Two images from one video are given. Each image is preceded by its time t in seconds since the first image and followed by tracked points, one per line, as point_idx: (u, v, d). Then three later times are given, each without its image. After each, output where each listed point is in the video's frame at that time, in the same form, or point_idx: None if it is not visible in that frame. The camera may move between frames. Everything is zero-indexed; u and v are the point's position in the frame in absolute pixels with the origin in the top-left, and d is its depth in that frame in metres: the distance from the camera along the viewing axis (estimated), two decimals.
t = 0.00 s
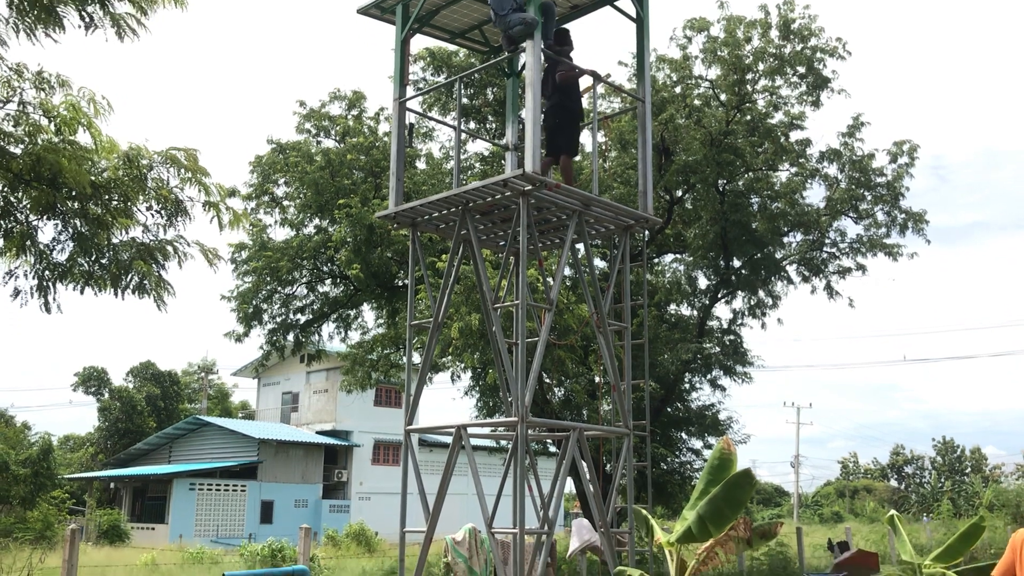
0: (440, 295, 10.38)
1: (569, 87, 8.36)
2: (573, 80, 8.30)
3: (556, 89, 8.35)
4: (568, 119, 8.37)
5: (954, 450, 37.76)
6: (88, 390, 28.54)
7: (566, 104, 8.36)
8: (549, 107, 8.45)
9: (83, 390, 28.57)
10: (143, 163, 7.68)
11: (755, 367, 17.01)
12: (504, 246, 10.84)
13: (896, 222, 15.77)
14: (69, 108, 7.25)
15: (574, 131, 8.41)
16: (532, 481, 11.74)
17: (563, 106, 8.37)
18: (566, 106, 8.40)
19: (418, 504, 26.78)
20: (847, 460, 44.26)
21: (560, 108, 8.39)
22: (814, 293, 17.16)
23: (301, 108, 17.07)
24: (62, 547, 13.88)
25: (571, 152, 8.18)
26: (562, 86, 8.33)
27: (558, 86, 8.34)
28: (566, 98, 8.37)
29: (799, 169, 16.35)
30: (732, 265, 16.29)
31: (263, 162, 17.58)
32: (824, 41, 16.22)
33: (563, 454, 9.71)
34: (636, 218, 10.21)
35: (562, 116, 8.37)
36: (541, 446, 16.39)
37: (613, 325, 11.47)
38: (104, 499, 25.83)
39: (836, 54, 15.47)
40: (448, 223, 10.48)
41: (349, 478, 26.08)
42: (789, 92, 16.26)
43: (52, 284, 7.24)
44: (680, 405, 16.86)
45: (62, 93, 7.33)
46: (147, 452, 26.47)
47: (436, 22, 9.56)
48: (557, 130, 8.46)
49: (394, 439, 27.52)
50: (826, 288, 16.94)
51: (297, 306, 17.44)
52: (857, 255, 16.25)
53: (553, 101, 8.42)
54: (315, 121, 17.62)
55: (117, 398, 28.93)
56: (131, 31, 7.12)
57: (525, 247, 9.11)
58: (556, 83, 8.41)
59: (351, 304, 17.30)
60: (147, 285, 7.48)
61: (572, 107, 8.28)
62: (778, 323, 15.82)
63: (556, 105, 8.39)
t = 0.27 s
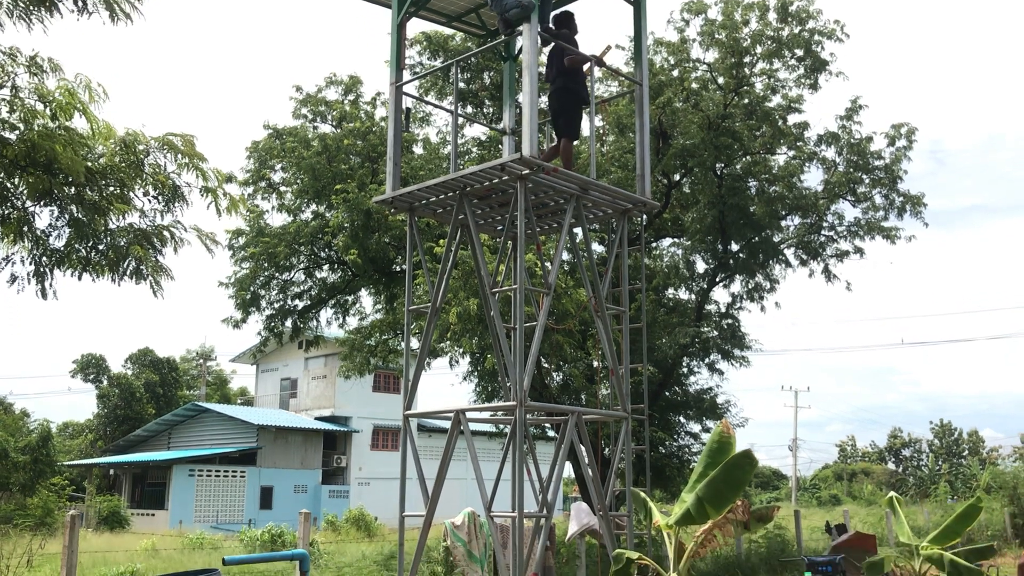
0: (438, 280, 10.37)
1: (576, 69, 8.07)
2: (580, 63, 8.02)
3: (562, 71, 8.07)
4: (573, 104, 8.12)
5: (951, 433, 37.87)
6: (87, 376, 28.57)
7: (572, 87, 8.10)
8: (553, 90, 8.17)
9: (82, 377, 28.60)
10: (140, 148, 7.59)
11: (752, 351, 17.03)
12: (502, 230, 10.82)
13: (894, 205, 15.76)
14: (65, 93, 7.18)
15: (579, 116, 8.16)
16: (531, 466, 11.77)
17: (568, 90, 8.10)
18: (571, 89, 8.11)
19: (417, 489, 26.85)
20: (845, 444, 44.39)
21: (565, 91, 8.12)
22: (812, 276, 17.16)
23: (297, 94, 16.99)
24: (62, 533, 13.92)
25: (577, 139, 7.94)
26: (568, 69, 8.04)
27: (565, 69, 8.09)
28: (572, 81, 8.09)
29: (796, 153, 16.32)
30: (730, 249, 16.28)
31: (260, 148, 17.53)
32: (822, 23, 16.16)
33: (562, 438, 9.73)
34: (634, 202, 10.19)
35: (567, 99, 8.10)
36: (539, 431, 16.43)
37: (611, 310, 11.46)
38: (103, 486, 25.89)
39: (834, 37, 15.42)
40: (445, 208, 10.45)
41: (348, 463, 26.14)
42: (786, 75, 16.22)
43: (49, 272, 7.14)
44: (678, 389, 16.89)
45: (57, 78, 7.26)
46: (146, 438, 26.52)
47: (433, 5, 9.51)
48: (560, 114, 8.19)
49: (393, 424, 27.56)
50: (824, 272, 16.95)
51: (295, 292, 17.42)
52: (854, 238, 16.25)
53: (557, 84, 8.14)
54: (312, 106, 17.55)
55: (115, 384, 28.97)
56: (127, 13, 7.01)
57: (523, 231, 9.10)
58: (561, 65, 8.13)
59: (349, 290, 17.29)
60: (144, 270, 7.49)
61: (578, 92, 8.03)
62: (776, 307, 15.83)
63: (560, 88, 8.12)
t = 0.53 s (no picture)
0: (435, 268, 10.35)
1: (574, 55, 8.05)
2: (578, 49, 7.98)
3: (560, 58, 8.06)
4: (571, 91, 8.08)
5: (948, 419, 37.97)
6: (84, 366, 28.55)
7: (570, 74, 8.08)
8: (553, 77, 8.15)
9: (79, 367, 28.58)
10: (136, 137, 7.55)
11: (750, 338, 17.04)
12: (499, 218, 10.80)
13: (891, 191, 15.75)
14: (60, 81, 7.14)
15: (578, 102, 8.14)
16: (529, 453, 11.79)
17: (566, 77, 8.08)
18: (570, 76, 8.09)
19: (415, 477, 26.90)
20: (842, 430, 44.52)
21: (564, 79, 8.10)
22: (809, 263, 17.16)
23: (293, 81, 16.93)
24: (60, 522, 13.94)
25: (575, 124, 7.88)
26: (567, 55, 8.02)
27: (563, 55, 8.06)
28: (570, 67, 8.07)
29: (794, 140, 16.29)
30: (728, 236, 16.27)
31: (256, 136, 17.48)
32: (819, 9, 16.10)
33: (559, 425, 9.75)
34: (631, 189, 10.17)
35: (565, 87, 8.09)
36: (537, 418, 16.45)
37: (609, 297, 11.46)
38: (102, 475, 25.91)
39: (831, 23, 15.37)
40: (442, 196, 10.42)
41: (346, 452, 26.15)
42: (784, 62, 16.18)
43: (46, 260, 7.11)
44: (676, 377, 16.90)
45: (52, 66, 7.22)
46: (144, 428, 26.53)
47: None
48: (559, 102, 8.19)
49: (391, 413, 27.60)
50: (822, 259, 16.95)
51: (292, 281, 17.40)
52: (852, 224, 16.24)
53: (555, 72, 8.12)
54: (308, 94, 17.49)
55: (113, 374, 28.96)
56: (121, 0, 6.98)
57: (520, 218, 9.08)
58: (560, 52, 8.11)
59: (346, 279, 17.28)
60: (140, 260, 7.41)
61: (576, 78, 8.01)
62: (773, 294, 15.83)
63: (559, 76, 8.10)
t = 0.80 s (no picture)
0: (435, 257, 10.34)
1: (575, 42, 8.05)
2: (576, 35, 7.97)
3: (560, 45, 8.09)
4: (575, 78, 8.06)
5: (947, 408, 38.04)
6: (84, 355, 28.58)
7: (571, 61, 8.03)
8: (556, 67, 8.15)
9: (79, 356, 28.61)
10: (135, 126, 7.54)
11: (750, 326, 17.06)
12: (499, 206, 10.79)
13: (891, 180, 15.74)
14: (59, 69, 7.13)
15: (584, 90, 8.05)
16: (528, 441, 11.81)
17: (568, 65, 8.06)
18: (571, 63, 8.05)
19: (416, 465, 26.96)
20: (841, 420, 44.61)
21: (566, 66, 8.07)
22: (809, 251, 17.16)
23: (292, 70, 16.88)
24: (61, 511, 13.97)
25: (581, 111, 7.86)
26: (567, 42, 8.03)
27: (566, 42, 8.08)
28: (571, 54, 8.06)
29: (794, 128, 16.27)
30: (727, 225, 16.26)
31: (255, 125, 17.45)
32: None
33: (559, 414, 9.77)
34: (631, 177, 10.16)
35: (567, 74, 8.06)
36: (537, 407, 16.48)
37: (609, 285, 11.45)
38: (103, 464, 25.97)
39: (832, 11, 15.33)
40: (442, 184, 10.41)
41: (347, 440, 26.24)
42: (784, 50, 16.14)
43: (46, 249, 7.10)
44: (676, 365, 16.93)
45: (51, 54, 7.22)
46: (145, 417, 26.57)
47: None
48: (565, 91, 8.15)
49: (391, 401, 27.64)
50: (821, 247, 16.95)
51: (292, 270, 17.40)
52: (852, 213, 16.24)
53: (558, 61, 8.13)
54: (306, 83, 17.44)
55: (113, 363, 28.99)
56: None
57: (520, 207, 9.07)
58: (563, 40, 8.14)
59: (346, 268, 17.28)
60: (139, 249, 7.36)
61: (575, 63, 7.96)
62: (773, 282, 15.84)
63: (562, 64, 8.08)
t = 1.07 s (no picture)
0: (437, 242, 10.31)
1: (583, 29, 8.14)
2: (582, 21, 8.06)
3: (568, 32, 8.19)
4: (580, 65, 8.16)
5: (949, 395, 38.08)
6: (86, 342, 28.62)
7: (578, 48, 8.14)
8: (564, 53, 8.26)
9: (81, 342, 28.63)
10: (137, 110, 7.46)
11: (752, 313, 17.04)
12: (501, 192, 10.75)
13: (895, 166, 15.69)
14: (61, 52, 7.07)
15: (588, 75, 8.18)
16: (531, 427, 11.80)
17: (576, 53, 8.16)
18: (577, 50, 8.15)
19: (418, 452, 27.00)
20: (843, 408, 44.68)
21: (573, 53, 8.18)
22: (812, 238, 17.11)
23: (293, 55, 16.82)
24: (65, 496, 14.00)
25: (585, 97, 7.93)
26: (572, 29, 8.13)
27: (573, 29, 8.16)
28: (578, 41, 8.16)
29: (798, 114, 16.20)
30: (730, 211, 16.21)
31: (257, 111, 17.42)
32: None
33: (561, 400, 9.77)
34: (634, 163, 10.12)
35: (574, 62, 8.17)
36: (539, 394, 16.49)
37: (611, 271, 11.43)
38: (105, 450, 26.04)
39: None
40: (444, 170, 10.38)
41: (349, 427, 26.28)
42: (788, 36, 16.06)
43: (48, 235, 7.02)
44: (678, 352, 16.91)
45: (52, 37, 7.16)
46: (147, 403, 26.62)
47: None
48: (572, 78, 8.25)
49: (393, 388, 27.67)
50: (825, 234, 16.91)
51: (294, 256, 17.38)
52: (855, 199, 16.20)
53: (566, 48, 8.23)
54: (308, 68, 17.38)
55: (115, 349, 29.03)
56: None
57: (523, 192, 9.04)
58: (570, 27, 8.23)
59: (348, 254, 17.27)
60: (142, 234, 7.25)
61: (581, 50, 8.07)
62: (776, 269, 15.81)
63: (569, 53, 8.21)
